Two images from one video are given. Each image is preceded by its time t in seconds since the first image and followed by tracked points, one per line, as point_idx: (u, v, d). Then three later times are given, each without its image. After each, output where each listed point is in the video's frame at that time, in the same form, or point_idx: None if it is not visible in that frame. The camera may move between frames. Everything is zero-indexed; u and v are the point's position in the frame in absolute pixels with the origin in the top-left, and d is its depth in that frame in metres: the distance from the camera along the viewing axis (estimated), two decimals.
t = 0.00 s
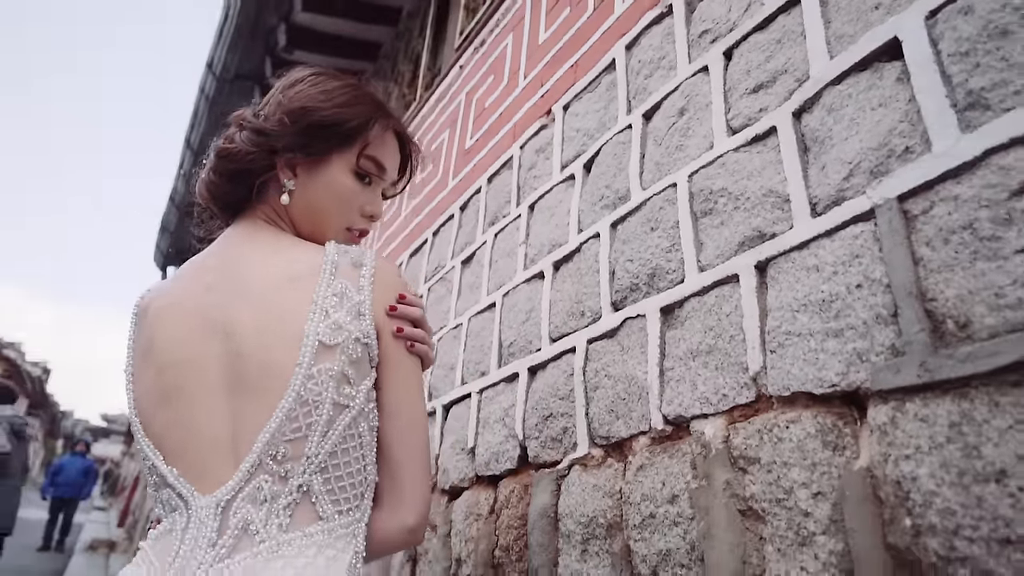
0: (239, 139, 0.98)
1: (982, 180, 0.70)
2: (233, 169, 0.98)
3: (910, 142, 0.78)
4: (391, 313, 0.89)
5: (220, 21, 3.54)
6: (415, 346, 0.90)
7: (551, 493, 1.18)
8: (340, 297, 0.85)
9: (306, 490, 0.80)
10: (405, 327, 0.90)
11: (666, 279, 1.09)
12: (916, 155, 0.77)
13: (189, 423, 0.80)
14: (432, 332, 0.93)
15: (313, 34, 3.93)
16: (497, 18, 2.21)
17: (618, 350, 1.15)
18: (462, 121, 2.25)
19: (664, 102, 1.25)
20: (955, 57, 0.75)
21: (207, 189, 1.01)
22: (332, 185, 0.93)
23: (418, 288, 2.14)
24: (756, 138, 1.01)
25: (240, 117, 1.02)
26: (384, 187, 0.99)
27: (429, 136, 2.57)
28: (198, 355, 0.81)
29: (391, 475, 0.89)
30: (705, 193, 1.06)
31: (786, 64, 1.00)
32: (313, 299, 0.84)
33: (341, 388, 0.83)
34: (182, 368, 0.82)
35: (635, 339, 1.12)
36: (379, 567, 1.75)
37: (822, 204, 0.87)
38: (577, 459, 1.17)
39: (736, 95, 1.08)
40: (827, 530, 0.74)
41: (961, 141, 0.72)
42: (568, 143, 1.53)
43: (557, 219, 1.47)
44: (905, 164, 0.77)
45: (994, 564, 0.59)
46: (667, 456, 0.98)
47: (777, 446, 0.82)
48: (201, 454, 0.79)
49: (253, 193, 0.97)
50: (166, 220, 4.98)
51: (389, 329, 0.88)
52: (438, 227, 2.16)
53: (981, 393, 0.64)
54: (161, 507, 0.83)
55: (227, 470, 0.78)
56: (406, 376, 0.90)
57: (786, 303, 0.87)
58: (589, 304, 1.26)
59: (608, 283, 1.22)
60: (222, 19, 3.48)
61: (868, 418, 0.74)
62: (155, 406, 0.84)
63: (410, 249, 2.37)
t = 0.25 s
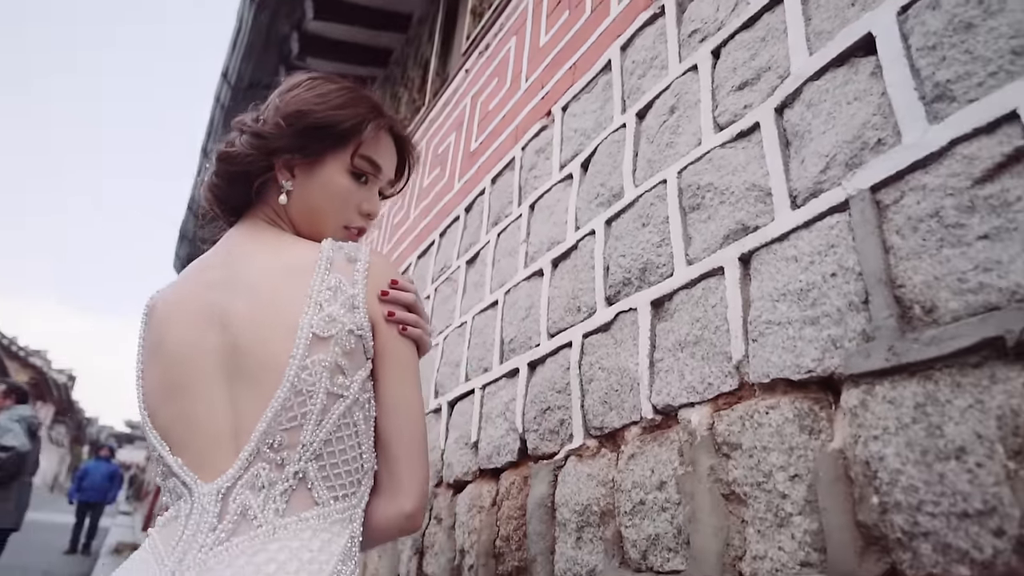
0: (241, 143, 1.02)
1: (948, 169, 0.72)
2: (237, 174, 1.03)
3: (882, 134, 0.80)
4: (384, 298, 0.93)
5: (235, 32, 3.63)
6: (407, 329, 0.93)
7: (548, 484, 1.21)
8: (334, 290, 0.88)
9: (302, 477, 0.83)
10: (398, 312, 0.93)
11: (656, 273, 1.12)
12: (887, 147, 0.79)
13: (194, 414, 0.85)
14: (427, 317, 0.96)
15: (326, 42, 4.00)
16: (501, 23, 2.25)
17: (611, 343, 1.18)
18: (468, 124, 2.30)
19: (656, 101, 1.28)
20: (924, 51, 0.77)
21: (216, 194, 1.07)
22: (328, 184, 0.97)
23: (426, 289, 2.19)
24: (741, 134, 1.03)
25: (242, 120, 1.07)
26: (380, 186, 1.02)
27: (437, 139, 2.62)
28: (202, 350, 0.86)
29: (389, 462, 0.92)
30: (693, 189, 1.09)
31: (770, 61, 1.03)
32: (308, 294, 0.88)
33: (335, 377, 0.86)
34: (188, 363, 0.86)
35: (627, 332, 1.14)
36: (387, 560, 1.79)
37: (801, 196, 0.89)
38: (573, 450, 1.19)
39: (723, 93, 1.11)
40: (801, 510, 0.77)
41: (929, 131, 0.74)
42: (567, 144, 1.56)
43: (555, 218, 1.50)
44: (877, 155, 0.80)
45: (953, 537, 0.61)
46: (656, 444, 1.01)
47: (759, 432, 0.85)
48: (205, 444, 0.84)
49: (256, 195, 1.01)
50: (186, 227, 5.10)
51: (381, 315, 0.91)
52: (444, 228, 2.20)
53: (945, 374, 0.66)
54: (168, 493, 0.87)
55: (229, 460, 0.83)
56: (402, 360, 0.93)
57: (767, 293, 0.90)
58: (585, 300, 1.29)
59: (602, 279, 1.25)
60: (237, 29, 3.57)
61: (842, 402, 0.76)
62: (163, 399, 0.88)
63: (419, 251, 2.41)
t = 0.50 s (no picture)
0: (241, 145, 1.07)
1: (914, 160, 0.74)
2: (237, 176, 1.07)
3: (854, 127, 0.82)
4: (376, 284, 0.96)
5: (248, 39, 3.71)
6: (399, 314, 0.96)
7: (544, 475, 1.24)
8: (326, 284, 0.92)
9: (296, 464, 0.87)
10: (389, 298, 0.96)
11: (645, 267, 1.14)
12: (859, 140, 0.81)
13: (195, 406, 0.89)
14: (420, 303, 0.98)
15: (337, 48, 4.06)
16: (504, 25, 2.29)
17: (604, 337, 1.20)
18: (472, 126, 2.33)
19: (647, 99, 1.31)
20: (892, 45, 0.79)
21: (220, 196, 1.11)
22: (323, 183, 1.01)
23: (432, 288, 2.22)
24: (725, 130, 1.06)
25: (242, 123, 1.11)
26: (375, 183, 1.05)
27: (443, 142, 2.66)
28: (202, 344, 0.90)
29: (385, 450, 0.95)
30: (680, 185, 1.12)
31: (752, 58, 1.05)
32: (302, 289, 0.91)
33: (326, 367, 0.89)
34: (189, 357, 0.90)
35: (618, 326, 1.17)
36: (394, 555, 1.82)
37: (779, 189, 0.91)
38: (567, 442, 1.22)
39: (709, 90, 1.13)
40: (777, 493, 0.79)
41: (896, 123, 0.76)
42: (564, 143, 1.59)
43: (552, 216, 1.53)
44: (849, 148, 0.82)
45: (914, 513, 0.64)
46: (645, 434, 1.03)
47: (739, 419, 0.87)
48: (206, 435, 0.88)
49: (255, 195, 1.06)
50: (203, 232, 5.19)
51: (370, 300, 0.94)
52: (450, 229, 2.23)
53: (910, 358, 0.68)
54: (173, 481, 0.92)
55: (227, 449, 0.87)
56: (395, 346, 0.95)
57: (747, 284, 0.92)
58: (579, 295, 1.31)
59: (595, 274, 1.27)
60: (249, 38, 3.64)
61: (815, 388, 0.79)
62: (166, 392, 0.93)
63: (426, 252, 2.45)
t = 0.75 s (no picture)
0: (238, 147, 1.12)
1: (880, 152, 0.76)
2: (235, 178, 1.12)
3: (826, 122, 0.84)
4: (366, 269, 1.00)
5: (257, 45, 3.78)
6: (388, 300, 0.99)
7: (539, 466, 1.27)
8: (318, 278, 0.96)
9: (291, 451, 0.91)
10: (378, 283, 0.99)
11: (634, 262, 1.17)
12: (830, 134, 0.83)
13: (197, 398, 0.93)
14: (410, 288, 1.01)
15: (343, 53, 4.12)
16: (504, 28, 2.32)
17: (595, 330, 1.23)
18: (473, 127, 2.37)
19: (637, 98, 1.33)
20: (861, 42, 0.82)
21: (221, 199, 1.16)
22: (316, 181, 1.05)
23: (435, 287, 2.26)
24: (708, 127, 1.08)
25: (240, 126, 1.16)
26: (367, 180, 1.09)
27: (446, 144, 2.70)
28: (203, 337, 0.95)
29: (379, 437, 0.98)
30: (667, 181, 1.15)
31: (734, 56, 1.08)
32: (295, 284, 0.95)
33: (319, 357, 0.93)
34: (191, 351, 0.95)
35: (608, 320, 1.20)
36: (399, 548, 1.86)
37: (758, 183, 0.94)
38: (561, 433, 1.25)
39: (694, 88, 1.16)
40: (754, 476, 0.82)
41: (864, 117, 0.79)
42: (559, 143, 1.62)
43: (548, 214, 1.56)
44: (821, 141, 0.84)
45: (877, 491, 0.66)
46: (633, 423, 1.06)
47: (719, 405, 0.90)
48: (207, 425, 0.93)
49: (253, 195, 1.10)
50: (216, 236, 5.27)
51: (359, 284, 0.98)
52: (452, 228, 2.27)
53: (875, 343, 0.71)
54: (176, 470, 0.96)
55: (227, 438, 0.91)
56: (387, 332, 0.98)
57: (727, 275, 0.95)
58: (573, 290, 1.34)
59: (588, 270, 1.31)
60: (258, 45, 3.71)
61: (789, 373, 0.81)
62: (170, 386, 0.97)
63: (430, 251, 2.49)
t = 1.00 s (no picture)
0: (241, 149, 1.16)
1: (848, 146, 0.79)
2: (237, 179, 1.17)
3: (799, 118, 0.88)
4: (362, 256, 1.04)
5: (267, 52, 3.84)
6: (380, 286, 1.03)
7: (535, 457, 1.31)
8: (313, 274, 1.00)
9: (289, 440, 0.95)
10: (372, 269, 1.03)
11: (624, 257, 1.21)
12: (803, 129, 0.86)
13: (202, 390, 0.98)
14: (405, 276, 1.05)
15: (352, 58, 4.18)
16: (505, 31, 2.36)
17: (588, 324, 1.27)
18: (476, 129, 2.41)
19: (628, 99, 1.37)
20: (832, 41, 0.85)
21: (225, 200, 1.21)
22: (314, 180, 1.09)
23: (440, 286, 2.30)
24: (693, 125, 1.11)
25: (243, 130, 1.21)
26: (363, 177, 1.13)
27: (450, 145, 2.74)
28: (207, 332, 0.99)
29: (377, 423, 1.02)
30: (654, 178, 1.18)
31: (716, 55, 1.11)
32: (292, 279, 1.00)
33: (315, 349, 0.97)
34: (196, 345, 1.00)
35: (600, 314, 1.23)
36: (405, 541, 1.90)
37: (737, 178, 0.97)
38: (556, 425, 1.29)
39: (680, 87, 1.19)
40: (731, 459, 0.85)
41: (833, 113, 0.82)
42: (556, 143, 1.66)
43: (545, 212, 1.60)
44: (795, 137, 0.87)
45: (841, 469, 0.70)
46: (622, 413, 1.09)
47: (701, 392, 0.93)
48: (211, 416, 0.97)
49: (255, 195, 1.15)
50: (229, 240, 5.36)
51: (354, 270, 1.02)
52: (456, 229, 2.31)
53: (841, 329, 0.74)
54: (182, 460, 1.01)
55: (230, 427, 0.96)
56: (381, 319, 1.02)
57: (709, 268, 0.98)
58: (568, 286, 1.38)
59: (581, 266, 1.34)
60: (268, 51, 3.78)
61: (764, 360, 0.85)
62: (176, 379, 1.02)
63: (435, 252, 2.54)
